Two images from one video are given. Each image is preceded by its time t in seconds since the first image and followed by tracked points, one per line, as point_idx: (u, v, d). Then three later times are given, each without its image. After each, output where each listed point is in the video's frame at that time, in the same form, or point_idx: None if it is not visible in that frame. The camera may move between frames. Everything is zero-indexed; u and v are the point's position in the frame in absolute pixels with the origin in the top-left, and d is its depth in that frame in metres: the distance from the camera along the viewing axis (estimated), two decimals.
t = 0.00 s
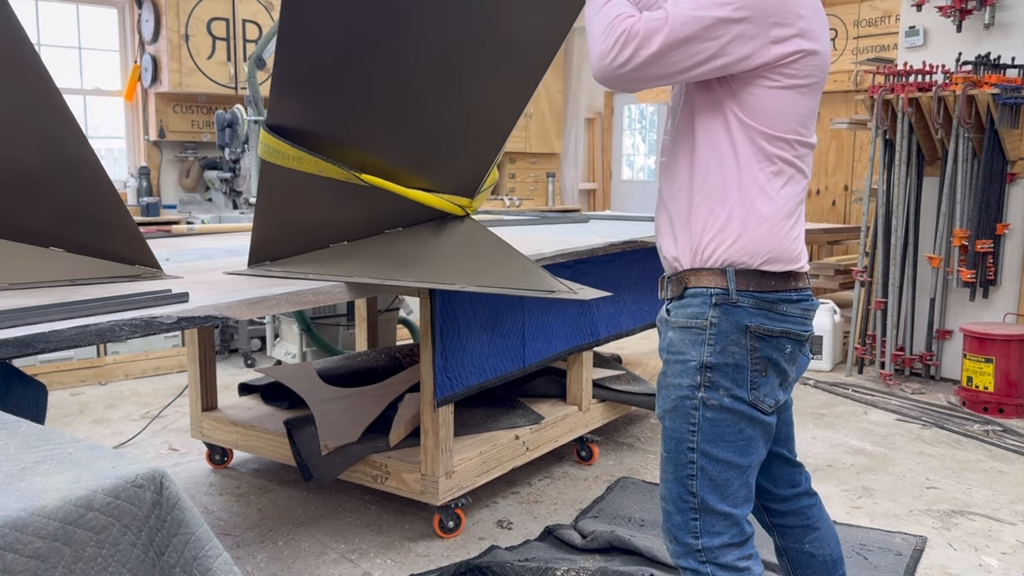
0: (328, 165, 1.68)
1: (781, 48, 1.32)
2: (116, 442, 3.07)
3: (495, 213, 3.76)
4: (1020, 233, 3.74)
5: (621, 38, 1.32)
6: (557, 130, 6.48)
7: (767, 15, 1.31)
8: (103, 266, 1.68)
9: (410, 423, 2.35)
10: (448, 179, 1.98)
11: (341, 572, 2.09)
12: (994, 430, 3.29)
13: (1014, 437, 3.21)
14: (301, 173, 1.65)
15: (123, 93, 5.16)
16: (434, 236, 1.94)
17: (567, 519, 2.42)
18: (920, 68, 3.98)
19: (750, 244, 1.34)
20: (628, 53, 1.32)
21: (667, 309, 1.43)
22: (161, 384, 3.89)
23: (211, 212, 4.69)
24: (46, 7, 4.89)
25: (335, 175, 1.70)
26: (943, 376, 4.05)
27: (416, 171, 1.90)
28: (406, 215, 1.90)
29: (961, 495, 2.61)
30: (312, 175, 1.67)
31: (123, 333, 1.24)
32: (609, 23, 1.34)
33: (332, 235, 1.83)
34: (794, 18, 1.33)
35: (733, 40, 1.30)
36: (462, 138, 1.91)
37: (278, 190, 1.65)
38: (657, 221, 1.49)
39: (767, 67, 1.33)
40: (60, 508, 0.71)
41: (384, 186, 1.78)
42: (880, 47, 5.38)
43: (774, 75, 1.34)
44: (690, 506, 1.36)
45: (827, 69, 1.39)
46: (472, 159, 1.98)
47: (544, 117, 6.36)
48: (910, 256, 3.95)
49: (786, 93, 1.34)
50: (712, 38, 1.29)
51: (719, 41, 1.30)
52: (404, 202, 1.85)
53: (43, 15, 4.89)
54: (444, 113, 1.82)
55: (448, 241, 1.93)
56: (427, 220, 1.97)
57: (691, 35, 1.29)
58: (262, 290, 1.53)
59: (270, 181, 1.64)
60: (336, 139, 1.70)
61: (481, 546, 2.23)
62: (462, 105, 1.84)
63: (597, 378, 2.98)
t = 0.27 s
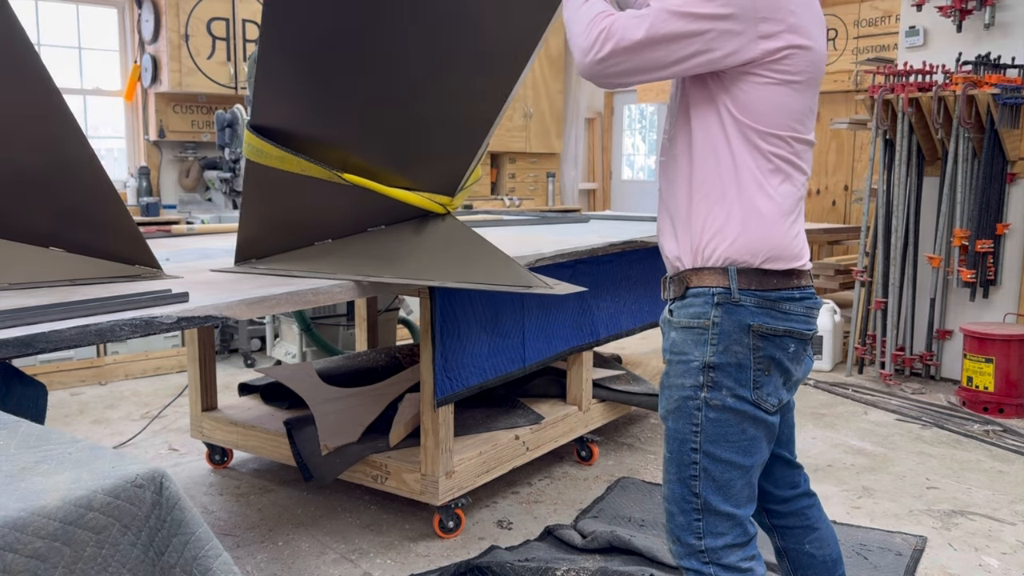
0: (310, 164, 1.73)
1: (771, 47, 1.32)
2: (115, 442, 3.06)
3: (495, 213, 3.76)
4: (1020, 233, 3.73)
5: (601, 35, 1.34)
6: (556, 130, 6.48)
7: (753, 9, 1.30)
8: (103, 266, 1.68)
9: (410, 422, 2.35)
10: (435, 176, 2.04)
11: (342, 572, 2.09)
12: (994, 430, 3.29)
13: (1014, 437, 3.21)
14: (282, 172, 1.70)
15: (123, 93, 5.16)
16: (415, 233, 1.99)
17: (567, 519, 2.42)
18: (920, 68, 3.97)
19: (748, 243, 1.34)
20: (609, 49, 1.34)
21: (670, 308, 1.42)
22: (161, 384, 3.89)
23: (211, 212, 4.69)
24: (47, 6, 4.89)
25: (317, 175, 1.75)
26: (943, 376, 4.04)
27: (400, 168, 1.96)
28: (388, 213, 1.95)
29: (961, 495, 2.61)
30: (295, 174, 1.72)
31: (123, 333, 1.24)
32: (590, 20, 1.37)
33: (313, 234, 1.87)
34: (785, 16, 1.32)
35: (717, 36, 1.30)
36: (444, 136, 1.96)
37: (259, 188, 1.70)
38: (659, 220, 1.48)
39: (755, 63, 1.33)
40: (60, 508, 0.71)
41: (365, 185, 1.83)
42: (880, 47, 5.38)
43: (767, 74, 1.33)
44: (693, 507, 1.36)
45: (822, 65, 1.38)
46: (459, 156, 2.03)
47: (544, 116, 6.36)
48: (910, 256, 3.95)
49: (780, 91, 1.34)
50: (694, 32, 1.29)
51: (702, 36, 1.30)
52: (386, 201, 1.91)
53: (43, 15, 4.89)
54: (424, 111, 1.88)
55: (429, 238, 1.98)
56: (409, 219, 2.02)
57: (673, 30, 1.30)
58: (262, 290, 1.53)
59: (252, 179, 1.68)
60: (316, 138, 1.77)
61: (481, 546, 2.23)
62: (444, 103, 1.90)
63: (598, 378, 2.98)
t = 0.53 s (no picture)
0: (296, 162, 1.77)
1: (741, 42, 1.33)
2: (116, 442, 3.07)
3: (495, 213, 3.76)
4: (1020, 233, 3.73)
5: (571, 23, 1.38)
6: (556, 130, 6.47)
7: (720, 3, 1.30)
8: (104, 266, 1.68)
9: (411, 423, 2.35)
10: (424, 168, 2.07)
11: (341, 572, 2.09)
12: (994, 430, 3.29)
13: (1014, 437, 3.21)
14: (268, 170, 1.74)
15: (123, 93, 5.16)
16: (397, 230, 2.02)
17: (567, 519, 2.42)
18: (920, 68, 3.97)
19: (733, 239, 1.34)
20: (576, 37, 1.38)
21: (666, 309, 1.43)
22: (161, 384, 3.89)
23: (210, 212, 4.69)
24: (47, 7, 4.89)
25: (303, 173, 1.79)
26: (943, 376, 4.04)
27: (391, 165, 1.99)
28: (375, 210, 2.00)
29: (961, 495, 2.61)
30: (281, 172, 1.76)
31: (124, 333, 1.24)
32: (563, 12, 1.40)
33: (300, 229, 1.93)
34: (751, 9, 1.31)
35: (682, 30, 1.31)
36: (431, 129, 1.99)
37: (246, 186, 1.75)
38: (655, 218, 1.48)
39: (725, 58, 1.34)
40: (60, 508, 0.71)
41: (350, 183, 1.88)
42: (880, 47, 5.38)
43: (738, 67, 1.34)
44: (697, 505, 1.36)
45: (800, 54, 1.37)
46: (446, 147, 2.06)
47: (544, 116, 6.36)
48: (910, 256, 3.95)
49: (756, 85, 1.34)
50: (659, 25, 1.31)
51: (668, 29, 1.32)
52: (373, 199, 1.95)
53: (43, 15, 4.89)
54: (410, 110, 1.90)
55: (412, 234, 2.00)
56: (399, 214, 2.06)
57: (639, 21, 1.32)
58: (263, 290, 1.53)
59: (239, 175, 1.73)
60: (305, 139, 1.79)
61: (481, 546, 2.23)
62: (428, 99, 1.91)
63: (598, 378, 2.98)
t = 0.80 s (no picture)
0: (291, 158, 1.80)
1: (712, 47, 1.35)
2: (116, 442, 3.07)
3: (495, 213, 3.76)
4: (1020, 233, 3.73)
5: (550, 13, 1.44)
6: (556, 130, 6.47)
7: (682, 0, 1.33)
8: (104, 266, 1.68)
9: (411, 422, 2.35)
10: (432, 154, 2.08)
11: (341, 572, 2.09)
12: (994, 430, 3.29)
13: (1014, 437, 3.21)
14: (263, 169, 1.77)
15: (123, 93, 5.17)
16: (384, 227, 2.01)
17: (567, 519, 2.42)
18: (920, 67, 3.97)
19: (700, 239, 1.37)
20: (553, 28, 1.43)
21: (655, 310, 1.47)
22: (161, 384, 3.89)
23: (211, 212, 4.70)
24: (47, 7, 4.89)
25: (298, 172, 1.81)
26: (943, 376, 4.04)
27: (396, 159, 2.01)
28: (362, 209, 2.01)
29: (961, 495, 2.61)
30: (274, 172, 1.79)
31: (124, 332, 1.24)
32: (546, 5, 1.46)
33: (291, 227, 1.95)
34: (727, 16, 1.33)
35: (644, 27, 1.35)
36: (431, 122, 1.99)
37: (238, 185, 1.78)
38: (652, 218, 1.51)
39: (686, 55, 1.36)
40: (60, 508, 0.71)
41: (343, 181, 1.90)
42: (880, 47, 5.38)
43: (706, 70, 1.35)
44: (691, 499, 1.37)
45: (765, 48, 1.35)
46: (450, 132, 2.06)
47: (544, 116, 6.37)
48: (909, 256, 3.95)
49: (717, 86, 1.35)
50: (626, 20, 1.35)
51: (634, 24, 1.35)
52: (360, 198, 1.96)
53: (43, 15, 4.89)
54: (408, 109, 1.91)
55: (400, 230, 2.00)
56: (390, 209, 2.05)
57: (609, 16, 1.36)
58: (263, 291, 1.53)
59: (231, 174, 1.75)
60: (299, 138, 1.81)
61: (481, 546, 2.23)
62: (425, 98, 1.91)
63: (598, 378, 2.98)
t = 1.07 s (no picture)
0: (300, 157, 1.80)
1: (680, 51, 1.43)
2: (116, 442, 3.07)
3: (495, 213, 3.76)
4: (1020, 233, 3.74)
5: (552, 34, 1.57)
6: (556, 130, 6.47)
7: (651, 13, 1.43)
8: (104, 266, 1.68)
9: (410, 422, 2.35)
10: (444, 142, 2.10)
11: (342, 572, 2.09)
12: (994, 430, 3.29)
13: (1014, 437, 3.21)
14: (274, 170, 1.78)
15: (123, 93, 5.16)
16: (384, 225, 2.03)
17: (567, 519, 2.42)
18: (920, 67, 3.97)
19: (687, 240, 1.43)
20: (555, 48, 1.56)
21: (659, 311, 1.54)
22: (161, 384, 3.89)
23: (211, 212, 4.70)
24: (47, 6, 4.89)
25: (308, 171, 1.82)
26: (944, 376, 4.04)
27: (407, 151, 2.02)
28: (355, 207, 2.02)
29: (961, 495, 2.61)
30: (283, 172, 1.79)
31: (124, 333, 1.24)
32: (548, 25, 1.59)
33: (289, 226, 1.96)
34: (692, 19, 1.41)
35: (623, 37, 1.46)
36: (441, 114, 1.99)
37: (243, 183, 1.77)
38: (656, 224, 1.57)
39: (660, 64, 1.46)
40: (60, 508, 0.71)
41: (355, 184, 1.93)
42: (880, 47, 5.38)
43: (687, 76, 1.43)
44: (691, 487, 1.43)
45: (731, 48, 1.40)
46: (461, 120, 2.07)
47: (544, 116, 6.36)
48: (910, 256, 3.95)
49: (690, 90, 1.43)
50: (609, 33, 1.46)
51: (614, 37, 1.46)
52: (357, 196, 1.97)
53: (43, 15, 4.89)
54: (415, 106, 1.92)
55: (396, 229, 2.01)
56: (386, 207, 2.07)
57: (596, 33, 1.48)
58: (263, 290, 1.53)
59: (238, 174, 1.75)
60: (309, 140, 1.81)
61: (481, 546, 2.23)
62: (431, 95, 1.92)
63: (598, 378, 2.98)
